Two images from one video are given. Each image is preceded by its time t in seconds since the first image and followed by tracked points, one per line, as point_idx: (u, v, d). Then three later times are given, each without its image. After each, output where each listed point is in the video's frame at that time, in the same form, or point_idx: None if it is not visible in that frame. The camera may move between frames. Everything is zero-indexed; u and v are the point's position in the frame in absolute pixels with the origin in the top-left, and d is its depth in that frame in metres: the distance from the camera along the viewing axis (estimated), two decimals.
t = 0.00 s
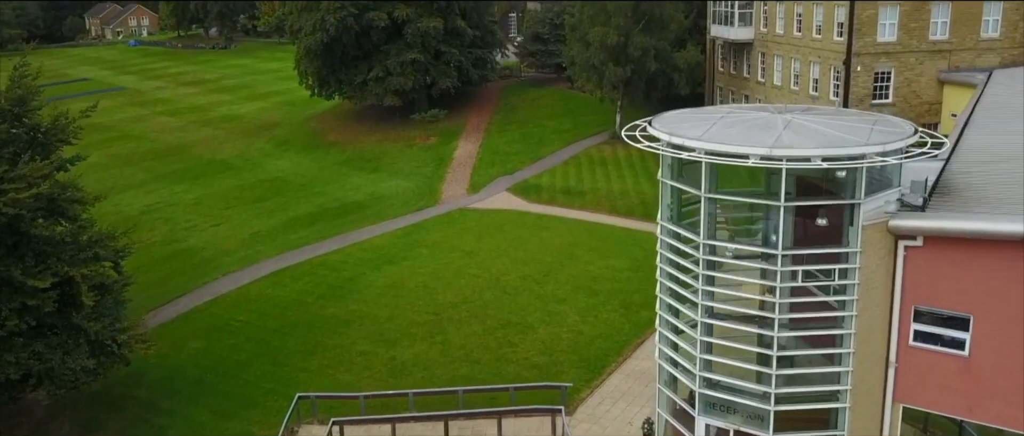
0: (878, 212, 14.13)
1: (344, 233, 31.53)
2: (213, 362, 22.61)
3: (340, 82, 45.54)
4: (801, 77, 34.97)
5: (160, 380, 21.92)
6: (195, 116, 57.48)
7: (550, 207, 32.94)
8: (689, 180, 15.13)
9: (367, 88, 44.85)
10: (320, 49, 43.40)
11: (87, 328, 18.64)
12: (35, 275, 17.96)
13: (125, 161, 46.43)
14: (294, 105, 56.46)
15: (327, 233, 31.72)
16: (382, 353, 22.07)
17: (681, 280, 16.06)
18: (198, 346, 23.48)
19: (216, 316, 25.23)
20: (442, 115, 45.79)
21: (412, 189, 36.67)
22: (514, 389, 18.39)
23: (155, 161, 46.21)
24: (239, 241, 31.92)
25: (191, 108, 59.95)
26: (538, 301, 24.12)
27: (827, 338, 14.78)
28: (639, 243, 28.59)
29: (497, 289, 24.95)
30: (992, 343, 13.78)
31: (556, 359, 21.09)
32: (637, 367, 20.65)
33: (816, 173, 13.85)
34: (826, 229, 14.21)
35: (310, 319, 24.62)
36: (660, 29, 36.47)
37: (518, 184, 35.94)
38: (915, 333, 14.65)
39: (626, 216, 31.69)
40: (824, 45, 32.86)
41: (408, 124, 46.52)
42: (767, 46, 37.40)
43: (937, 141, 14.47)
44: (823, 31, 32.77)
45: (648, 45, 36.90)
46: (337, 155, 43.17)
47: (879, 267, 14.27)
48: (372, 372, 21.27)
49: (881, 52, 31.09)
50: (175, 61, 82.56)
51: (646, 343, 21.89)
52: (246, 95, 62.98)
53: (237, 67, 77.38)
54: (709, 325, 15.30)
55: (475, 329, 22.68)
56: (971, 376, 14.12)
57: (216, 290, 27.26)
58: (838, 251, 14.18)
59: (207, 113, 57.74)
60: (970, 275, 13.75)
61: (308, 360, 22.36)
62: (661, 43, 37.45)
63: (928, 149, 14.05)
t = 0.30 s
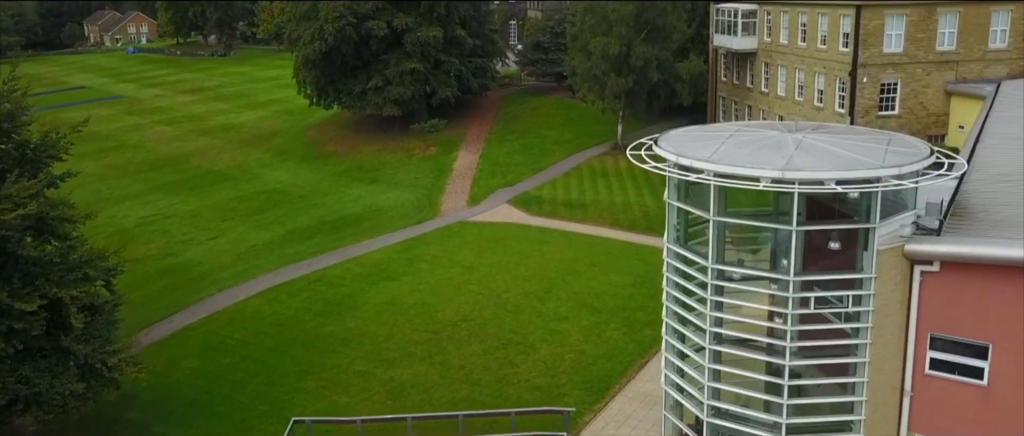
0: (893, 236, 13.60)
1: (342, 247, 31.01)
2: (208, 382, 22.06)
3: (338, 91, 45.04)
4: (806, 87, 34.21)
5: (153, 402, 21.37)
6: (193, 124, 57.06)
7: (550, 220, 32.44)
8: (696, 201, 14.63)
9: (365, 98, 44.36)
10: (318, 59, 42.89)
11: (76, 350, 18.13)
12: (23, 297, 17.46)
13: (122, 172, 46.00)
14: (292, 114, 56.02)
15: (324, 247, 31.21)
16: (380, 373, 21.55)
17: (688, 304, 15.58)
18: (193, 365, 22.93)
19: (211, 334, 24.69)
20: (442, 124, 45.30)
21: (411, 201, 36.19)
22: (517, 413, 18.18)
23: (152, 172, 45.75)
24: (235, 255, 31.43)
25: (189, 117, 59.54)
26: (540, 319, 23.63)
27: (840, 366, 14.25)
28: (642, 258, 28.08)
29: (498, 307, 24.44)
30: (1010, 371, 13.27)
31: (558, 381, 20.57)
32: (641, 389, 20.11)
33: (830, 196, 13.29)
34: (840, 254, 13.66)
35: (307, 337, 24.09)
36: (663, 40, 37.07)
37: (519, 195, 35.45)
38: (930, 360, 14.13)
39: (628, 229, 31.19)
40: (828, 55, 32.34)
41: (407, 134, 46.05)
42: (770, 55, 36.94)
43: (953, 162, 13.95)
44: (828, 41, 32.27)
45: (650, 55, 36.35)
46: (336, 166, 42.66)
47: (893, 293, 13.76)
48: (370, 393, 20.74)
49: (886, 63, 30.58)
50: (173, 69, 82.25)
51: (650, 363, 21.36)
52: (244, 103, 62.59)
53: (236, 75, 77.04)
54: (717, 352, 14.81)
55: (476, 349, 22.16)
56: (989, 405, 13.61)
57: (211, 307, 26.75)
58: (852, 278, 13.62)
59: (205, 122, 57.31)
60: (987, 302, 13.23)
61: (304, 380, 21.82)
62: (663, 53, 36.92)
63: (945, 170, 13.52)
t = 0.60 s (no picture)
0: (912, 264, 13.03)
1: (339, 263, 30.45)
2: (201, 405, 21.44)
3: (337, 101, 44.50)
4: (811, 99, 33.65)
5: (144, 426, 20.74)
6: (191, 134, 56.54)
7: (552, 234, 31.87)
8: (705, 227, 14.06)
9: (364, 108, 43.84)
10: (317, 69, 42.33)
11: (63, 377, 17.54)
12: (8, 322, 16.90)
13: (118, 184, 45.50)
14: (291, 123, 55.53)
15: (322, 263, 30.66)
16: (378, 397, 20.95)
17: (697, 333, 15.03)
18: (185, 387, 22.34)
19: (206, 354, 24.10)
20: (442, 135, 44.78)
21: (410, 214, 35.65)
22: None
23: (148, 183, 45.23)
24: (231, 271, 30.87)
25: (187, 126, 59.06)
26: (542, 340, 23.06)
27: (856, 400, 13.68)
28: (646, 275, 27.51)
29: (498, 327, 23.87)
30: None
31: (561, 406, 19.98)
32: (647, 414, 19.52)
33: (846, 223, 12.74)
34: (857, 283, 13.10)
35: (303, 357, 23.50)
36: (665, 49, 36.48)
37: (520, 209, 34.90)
38: (950, 394, 13.50)
39: (631, 244, 30.63)
40: (834, 67, 31.80)
41: (406, 145, 45.52)
42: (774, 66, 36.43)
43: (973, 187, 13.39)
44: (834, 52, 31.73)
45: (653, 66, 35.81)
46: (334, 177, 42.13)
47: (912, 324, 13.17)
48: (367, 418, 20.13)
49: (894, 75, 30.03)
50: (171, 77, 81.86)
51: (656, 386, 20.76)
52: (243, 112, 62.12)
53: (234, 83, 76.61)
54: (727, 384, 14.26)
55: (476, 372, 21.57)
56: None
57: (206, 325, 26.17)
58: (869, 308, 13.06)
59: (202, 131, 56.82)
60: (1011, 335, 12.59)
61: (300, 403, 21.20)
62: (666, 64, 36.38)
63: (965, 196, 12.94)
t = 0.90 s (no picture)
0: (933, 295, 12.44)
1: (337, 279, 29.87)
2: (193, 430, 20.81)
3: (335, 111, 43.95)
4: (817, 111, 33.11)
5: None
6: (188, 144, 56.07)
7: (553, 249, 31.29)
8: (716, 254, 13.51)
9: (363, 119, 43.29)
10: (315, 79, 41.77)
11: (49, 406, 16.92)
12: None
13: (114, 195, 44.99)
14: (289, 133, 55.02)
15: (319, 279, 30.07)
16: (376, 422, 20.35)
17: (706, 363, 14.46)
18: (178, 410, 21.71)
19: (200, 375, 23.49)
20: (441, 146, 44.24)
21: (409, 228, 35.08)
22: None
23: (145, 195, 44.71)
24: (227, 287, 30.29)
25: (184, 136, 58.56)
26: (543, 361, 22.46)
27: None
28: (650, 292, 26.93)
29: (499, 347, 23.28)
30: None
31: (564, 432, 19.38)
32: None
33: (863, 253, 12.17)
34: (874, 315, 12.54)
35: (299, 379, 22.89)
36: (668, 60, 36.08)
37: (520, 222, 34.33)
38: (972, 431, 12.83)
39: (634, 259, 30.04)
40: (840, 78, 31.23)
41: (405, 156, 44.98)
42: (779, 77, 35.86)
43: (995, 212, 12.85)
44: (840, 64, 31.18)
45: (656, 77, 35.26)
46: (333, 189, 41.58)
47: (932, 357, 12.55)
48: None
49: (901, 87, 29.47)
50: (170, 85, 81.49)
51: (661, 411, 20.15)
52: (241, 121, 61.65)
53: (232, 91, 76.18)
54: (738, 418, 13.69)
55: (476, 396, 20.99)
56: None
57: (201, 344, 25.57)
58: (888, 341, 12.48)
59: (200, 141, 56.31)
60: None
61: (295, 428, 20.58)
62: (669, 74, 35.83)
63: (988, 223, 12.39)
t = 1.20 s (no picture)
0: (955, 328, 11.82)
1: (334, 296, 29.28)
2: None
3: (334, 122, 43.41)
4: (823, 123, 32.55)
5: None
6: (186, 153, 55.54)
7: (555, 265, 30.69)
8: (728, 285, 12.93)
9: (362, 129, 42.72)
10: (313, 89, 41.20)
11: None
12: None
13: (110, 207, 44.45)
14: (287, 142, 54.52)
15: (316, 295, 29.49)
16: None
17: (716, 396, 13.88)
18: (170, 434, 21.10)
19: (192, 397, 22.89)
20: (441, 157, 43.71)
21: (408, 242, 34.51)
22: None
23: (141, 207, 44.15)
24: (223, 303, 29.71)
25: (182, 145, 58.03)
26: (546, 384, 21.87)
27: None
28: (653, 310, 26.34)
29: (500, 369, 22.70)
30: None
31: None
32: None
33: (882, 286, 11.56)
34: (894, 349, 11.95)
35: (295, 401, 22.28)
36: (670, 72, 35.53)
37: (521, 236, 33.77)
38: None
39: (637, 274, 29.47)
40: (847, 90, 30.67)
41: (404, 167, 44.43)
42: (784, 88, 35.32)
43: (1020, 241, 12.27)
44: (847, 75, 30.62)
45: (659, 88, 34.70)
46: (331, 201, 41.02)
47: (958, 393, 12.05)
48: None
49: (909, 100, 28.92)
50: (169, 93, 81.03)
51: None
52: (239, 130, 61.13)
53: (231, 99, 75.69)
54: None
55: (477, 420, 20.38)
56: None
57: (194, 364, 24.97)
58: (908, 378, 11.87)
59: (197, 151, 55.78)
60: None
61: None
62: (672, 85, 35.28)
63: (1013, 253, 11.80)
